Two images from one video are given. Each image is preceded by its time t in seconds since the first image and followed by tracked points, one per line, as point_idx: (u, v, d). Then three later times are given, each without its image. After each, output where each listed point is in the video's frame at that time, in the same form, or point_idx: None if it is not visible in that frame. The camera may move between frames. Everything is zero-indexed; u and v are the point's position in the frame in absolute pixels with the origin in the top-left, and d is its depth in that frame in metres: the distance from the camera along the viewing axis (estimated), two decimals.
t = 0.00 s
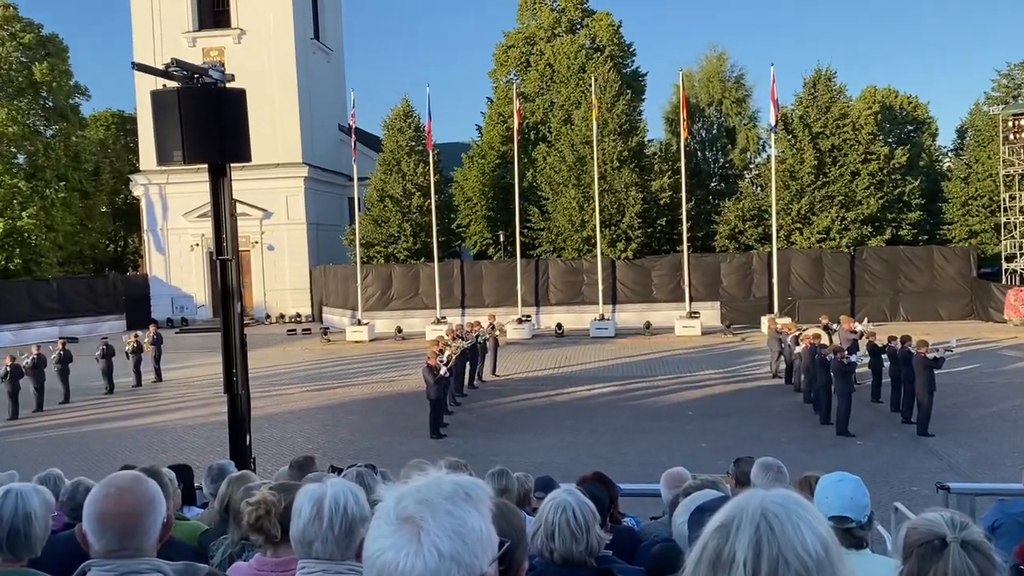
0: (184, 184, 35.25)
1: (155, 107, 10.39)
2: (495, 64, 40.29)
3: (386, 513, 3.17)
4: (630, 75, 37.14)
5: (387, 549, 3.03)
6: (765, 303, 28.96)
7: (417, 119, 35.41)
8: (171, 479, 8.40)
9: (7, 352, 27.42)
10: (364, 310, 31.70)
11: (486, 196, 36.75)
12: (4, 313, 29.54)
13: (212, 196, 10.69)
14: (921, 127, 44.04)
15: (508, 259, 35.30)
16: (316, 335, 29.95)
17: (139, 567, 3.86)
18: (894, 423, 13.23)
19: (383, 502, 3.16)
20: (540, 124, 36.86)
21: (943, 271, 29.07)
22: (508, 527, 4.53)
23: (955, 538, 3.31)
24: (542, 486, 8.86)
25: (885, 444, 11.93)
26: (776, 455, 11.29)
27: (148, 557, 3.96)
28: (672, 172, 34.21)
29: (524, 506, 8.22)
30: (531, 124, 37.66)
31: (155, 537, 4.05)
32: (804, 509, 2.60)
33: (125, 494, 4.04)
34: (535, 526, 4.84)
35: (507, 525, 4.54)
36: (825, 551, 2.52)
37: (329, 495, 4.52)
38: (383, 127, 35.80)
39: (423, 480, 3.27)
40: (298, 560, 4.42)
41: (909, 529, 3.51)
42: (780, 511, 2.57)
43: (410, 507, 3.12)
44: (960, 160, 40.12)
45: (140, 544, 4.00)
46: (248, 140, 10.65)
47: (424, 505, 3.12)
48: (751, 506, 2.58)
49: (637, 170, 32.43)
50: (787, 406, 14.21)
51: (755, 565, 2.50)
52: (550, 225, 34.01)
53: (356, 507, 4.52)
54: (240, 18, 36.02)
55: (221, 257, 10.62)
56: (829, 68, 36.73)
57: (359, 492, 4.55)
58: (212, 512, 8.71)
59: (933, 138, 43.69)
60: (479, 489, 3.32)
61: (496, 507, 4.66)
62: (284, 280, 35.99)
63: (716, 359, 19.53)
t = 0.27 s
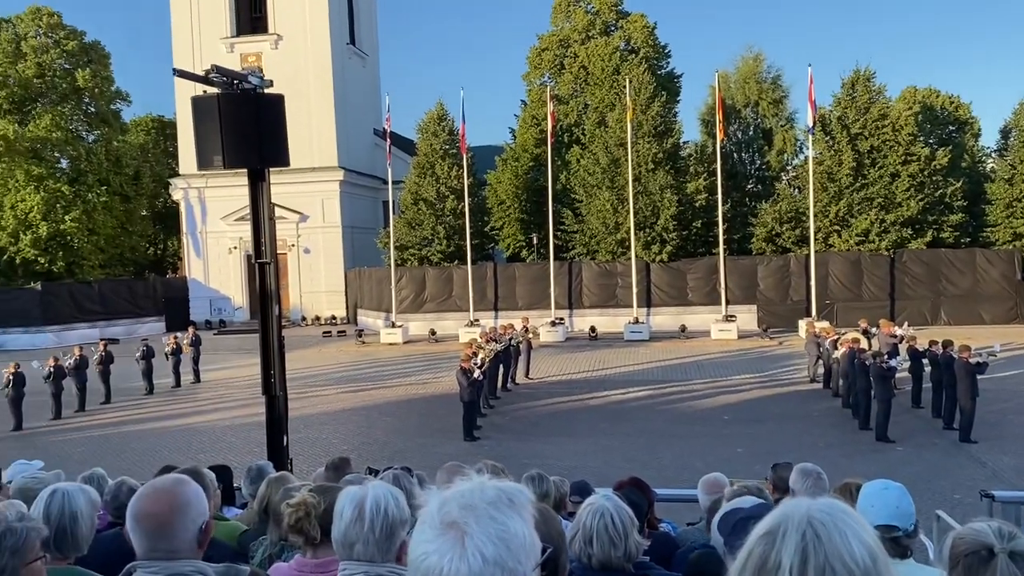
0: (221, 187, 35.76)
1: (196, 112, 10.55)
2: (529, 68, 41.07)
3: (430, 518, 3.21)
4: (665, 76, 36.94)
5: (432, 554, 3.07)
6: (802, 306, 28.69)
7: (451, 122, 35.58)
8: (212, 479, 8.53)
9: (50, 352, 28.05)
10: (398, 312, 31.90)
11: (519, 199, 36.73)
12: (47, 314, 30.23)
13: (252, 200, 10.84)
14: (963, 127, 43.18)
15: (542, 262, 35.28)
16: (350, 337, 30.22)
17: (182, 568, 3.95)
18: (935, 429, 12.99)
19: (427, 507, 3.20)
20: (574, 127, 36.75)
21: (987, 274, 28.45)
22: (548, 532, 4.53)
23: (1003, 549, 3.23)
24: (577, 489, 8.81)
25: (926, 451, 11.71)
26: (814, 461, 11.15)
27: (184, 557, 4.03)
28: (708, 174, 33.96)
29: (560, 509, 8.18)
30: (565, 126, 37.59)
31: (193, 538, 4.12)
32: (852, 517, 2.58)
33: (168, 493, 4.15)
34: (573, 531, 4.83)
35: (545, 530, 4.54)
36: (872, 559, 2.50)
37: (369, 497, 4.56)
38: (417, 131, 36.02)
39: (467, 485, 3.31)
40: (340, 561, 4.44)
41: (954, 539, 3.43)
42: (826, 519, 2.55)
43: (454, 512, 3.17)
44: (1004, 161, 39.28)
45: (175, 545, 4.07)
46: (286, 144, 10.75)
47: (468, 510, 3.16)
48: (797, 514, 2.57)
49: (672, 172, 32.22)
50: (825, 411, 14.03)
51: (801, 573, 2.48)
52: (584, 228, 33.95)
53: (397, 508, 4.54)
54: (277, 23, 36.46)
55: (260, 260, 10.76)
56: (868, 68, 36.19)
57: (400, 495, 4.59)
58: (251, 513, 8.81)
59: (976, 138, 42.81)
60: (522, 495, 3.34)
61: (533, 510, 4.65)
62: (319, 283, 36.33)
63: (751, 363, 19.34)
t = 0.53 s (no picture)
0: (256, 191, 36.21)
1: (234, 117, 10.67)
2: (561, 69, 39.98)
3: (469, 520, 3.21)
4: (700, 78, 36.59)
5: (471, 557, 3.07)
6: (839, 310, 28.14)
7: (484, 125, 35.49)
8: (249, 479, 8.63)
9: (90, 353, 28.64)
10: (431, 314, 32.08)
11: (552, 201, 36.67)
12: (87, 315, 30.86)
13: (288, 204, 10.96)
14: (1006, 127, 42.27)
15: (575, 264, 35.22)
16: (384, 339, 30.45)
17: (219, 570, 4.00)
18: (976, 436, 12.73)
19: (466, 511, 3.20)
20: (607, 128, 36.23)
21: None
22: (585, 537, 4.49)
23: None
24: (611, 494, 8.73)
25: (967, 458, 11.47)
26: (852, 467, 10.98)
27: (218, 558, 4.14)
28: (743, 176, 33.68)
29: (594, 514, 8.11)
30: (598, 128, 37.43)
31: (227, 541, 4.20)
32: (895, 524, 2.53)
33: (208, 494, 4.26)
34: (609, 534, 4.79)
35: (584, 534, 4.50)
36: (915, 567, 2.44)
37: (406, 499, 4.57)
38: (450, 134, 36.14)
39: (506, 488, 3.29)
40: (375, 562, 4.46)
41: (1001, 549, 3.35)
42: (871, 527, 2.49)
43: (493, 515, 3.15)
44: None
45: (209, 547, 4.17)
46: (322, 147, 10.82)
47: (507, 513, 3.15)
48: (841, 521, 2.52)
49: (706, 174, 32.01)
50: (862, 416, 13.82)
51: None
52: (617, 230, 33.84)
53: (434, 511, 4.54)
54: (312, 28, 36.80)
55: (296, 263, 10.88)
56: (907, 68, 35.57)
57: (436, 497, 4.59)
58: (287, 513, 8.89)
59: (1020, 138, 41.87)
60: (561, 498, 3.33)
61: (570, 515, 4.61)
62: (352, 285, 36.65)
63: (787, 367, 19.10)
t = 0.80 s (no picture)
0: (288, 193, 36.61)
1: (269, 120, 10.81)
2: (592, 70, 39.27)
3: (505, 523, 3.23)
4: (733, 79, 36.27)
5: (507, 559, 3.09)
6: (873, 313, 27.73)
7: (514, 127, 35.74)
8: (284, 479, 8.73)
9: (127, 352, 29.17)
10: (461, 316, 32.21)
11: (582, 203, 36.61)
12: (124, 315, 31.42)
13: (321, 206, 11.07)
14: None
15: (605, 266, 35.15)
16: (414, 340, 30.63)
17: (253, 571, 4.07)
18: (1015, 442, 12.48)
19: (501, 513, 3.23)
20: (638, 130, 36.42)
21: None
22: (621, 542, 4.48)
23: None
24: (643, 497, 8.70)
25: (1007, 464, 11.27)
26: (887, 473, 10.83)
27: (251, 558, 4.24)
28: (777, 177, 33.40)
29: (626, 518, 8.07)
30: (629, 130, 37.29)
31: (259, 544, 4.29)
32: (935, 532, 2.49)
33: (243, 496, 4.41)
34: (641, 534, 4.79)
35: (619, 540, 4.49)
36: None
37: (439, 500, 4.60)
38: (481, 136, 36.32)
39: (542, 491, 3.31)
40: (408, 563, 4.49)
41: None
42: (910, 535, 2.46)
43: (529, 517, 3.17)
44: None
45: (240, 548, 4.28)
46: (356, 150, 10.93)
47: (542, 515, 3.17)
48: (879, 529, 2.49)
49: (739, 176, 31.79)
50: (898, 421, 13.63)
51: None
52: (648, 233, 33.76)
53: (467, 513, 4.57)
54: (345, 32, 37.13)
55: (329, 265, 10.99)
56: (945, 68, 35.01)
57: (468, 498, 4.62)
58: (320, 513, 8.97)
59: None
60: (596, 501, 3.33)
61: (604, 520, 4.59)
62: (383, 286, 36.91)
63: (821, 371, 18.88)
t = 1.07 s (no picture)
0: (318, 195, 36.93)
1: (300, 122, 10.91)
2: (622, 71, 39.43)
3: (538, 522, 3.22)
4: (764, 79, 35.92)
5: (541, 559, 3.08)
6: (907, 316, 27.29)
7: (544, 129, 35.77)
8: (315, 478, 8.80)
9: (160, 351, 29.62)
10: (489, 317, 32.27)
11: (612, 204, 36.53)
12: (158, 315, 31.89)
13: (352, 207, 11.14)
14: None
15: (634, 267, 35.09)
16: (443, 341, 30.76)
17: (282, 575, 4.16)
18: None
19: (535, 512, 3.22)
20: (669, 131, 36.33)
21: None
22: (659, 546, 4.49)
23: None
24: (672, 500, 8.64)
25: None
26: (921, 478, 10.67)
27: (278, 561, 4.33)
28: (809, 178, 33.07)
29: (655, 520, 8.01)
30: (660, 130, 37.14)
31: (286, 546, 4.38)
32: (976, 538, 2.44)
33: (268, 497, 4.50)
34: (678, 541, 4.75)
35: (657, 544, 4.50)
36: None
37: (470, 500, 4.60)
38: (510, 137, 36.38)
39: (575, 491, 3.30)
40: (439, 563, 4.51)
41: None
42: (951, 540, 2.43)
43: (562, 518, 3.16)
44: None
45: (268, 550, 4.37)
46: (386, 151, 10.99)
47: (576, 517, 3.15)
48: (918, 533, 2.45)
49: (770, 176, 31.50)
50: (932, 426, 13.42)
51: None
52: (679, 234, 33.61)
53: (499, 513, 4.58)
54: (375, 34, 37.39)
55: (359, 266, 11.07)
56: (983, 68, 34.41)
57: (499, 498, 4.64)
58: (350, 512, 9.02)
59: None
60: (629, 502, 3.31)
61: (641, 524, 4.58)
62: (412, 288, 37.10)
63: (854, 374, 18.65)
